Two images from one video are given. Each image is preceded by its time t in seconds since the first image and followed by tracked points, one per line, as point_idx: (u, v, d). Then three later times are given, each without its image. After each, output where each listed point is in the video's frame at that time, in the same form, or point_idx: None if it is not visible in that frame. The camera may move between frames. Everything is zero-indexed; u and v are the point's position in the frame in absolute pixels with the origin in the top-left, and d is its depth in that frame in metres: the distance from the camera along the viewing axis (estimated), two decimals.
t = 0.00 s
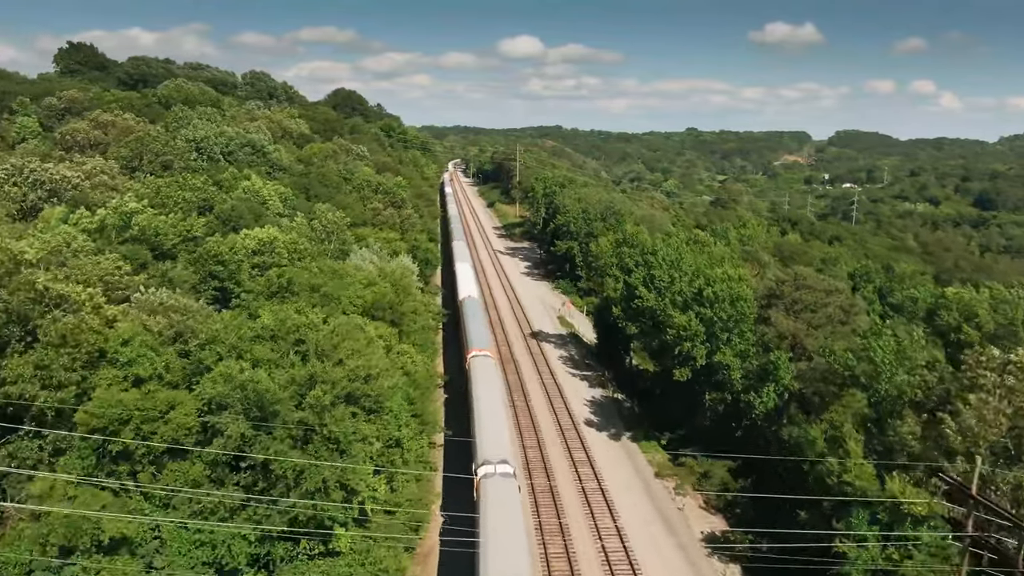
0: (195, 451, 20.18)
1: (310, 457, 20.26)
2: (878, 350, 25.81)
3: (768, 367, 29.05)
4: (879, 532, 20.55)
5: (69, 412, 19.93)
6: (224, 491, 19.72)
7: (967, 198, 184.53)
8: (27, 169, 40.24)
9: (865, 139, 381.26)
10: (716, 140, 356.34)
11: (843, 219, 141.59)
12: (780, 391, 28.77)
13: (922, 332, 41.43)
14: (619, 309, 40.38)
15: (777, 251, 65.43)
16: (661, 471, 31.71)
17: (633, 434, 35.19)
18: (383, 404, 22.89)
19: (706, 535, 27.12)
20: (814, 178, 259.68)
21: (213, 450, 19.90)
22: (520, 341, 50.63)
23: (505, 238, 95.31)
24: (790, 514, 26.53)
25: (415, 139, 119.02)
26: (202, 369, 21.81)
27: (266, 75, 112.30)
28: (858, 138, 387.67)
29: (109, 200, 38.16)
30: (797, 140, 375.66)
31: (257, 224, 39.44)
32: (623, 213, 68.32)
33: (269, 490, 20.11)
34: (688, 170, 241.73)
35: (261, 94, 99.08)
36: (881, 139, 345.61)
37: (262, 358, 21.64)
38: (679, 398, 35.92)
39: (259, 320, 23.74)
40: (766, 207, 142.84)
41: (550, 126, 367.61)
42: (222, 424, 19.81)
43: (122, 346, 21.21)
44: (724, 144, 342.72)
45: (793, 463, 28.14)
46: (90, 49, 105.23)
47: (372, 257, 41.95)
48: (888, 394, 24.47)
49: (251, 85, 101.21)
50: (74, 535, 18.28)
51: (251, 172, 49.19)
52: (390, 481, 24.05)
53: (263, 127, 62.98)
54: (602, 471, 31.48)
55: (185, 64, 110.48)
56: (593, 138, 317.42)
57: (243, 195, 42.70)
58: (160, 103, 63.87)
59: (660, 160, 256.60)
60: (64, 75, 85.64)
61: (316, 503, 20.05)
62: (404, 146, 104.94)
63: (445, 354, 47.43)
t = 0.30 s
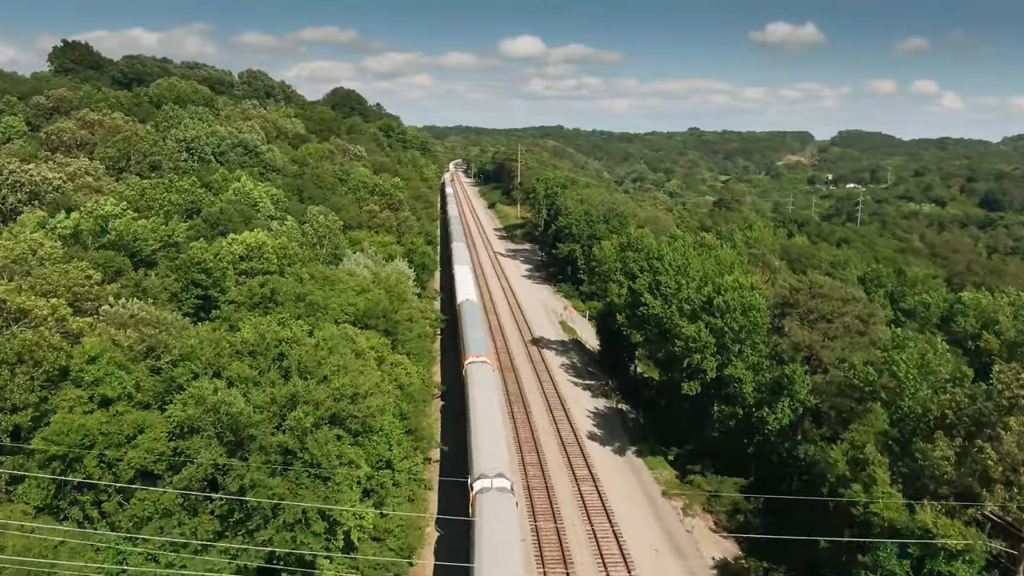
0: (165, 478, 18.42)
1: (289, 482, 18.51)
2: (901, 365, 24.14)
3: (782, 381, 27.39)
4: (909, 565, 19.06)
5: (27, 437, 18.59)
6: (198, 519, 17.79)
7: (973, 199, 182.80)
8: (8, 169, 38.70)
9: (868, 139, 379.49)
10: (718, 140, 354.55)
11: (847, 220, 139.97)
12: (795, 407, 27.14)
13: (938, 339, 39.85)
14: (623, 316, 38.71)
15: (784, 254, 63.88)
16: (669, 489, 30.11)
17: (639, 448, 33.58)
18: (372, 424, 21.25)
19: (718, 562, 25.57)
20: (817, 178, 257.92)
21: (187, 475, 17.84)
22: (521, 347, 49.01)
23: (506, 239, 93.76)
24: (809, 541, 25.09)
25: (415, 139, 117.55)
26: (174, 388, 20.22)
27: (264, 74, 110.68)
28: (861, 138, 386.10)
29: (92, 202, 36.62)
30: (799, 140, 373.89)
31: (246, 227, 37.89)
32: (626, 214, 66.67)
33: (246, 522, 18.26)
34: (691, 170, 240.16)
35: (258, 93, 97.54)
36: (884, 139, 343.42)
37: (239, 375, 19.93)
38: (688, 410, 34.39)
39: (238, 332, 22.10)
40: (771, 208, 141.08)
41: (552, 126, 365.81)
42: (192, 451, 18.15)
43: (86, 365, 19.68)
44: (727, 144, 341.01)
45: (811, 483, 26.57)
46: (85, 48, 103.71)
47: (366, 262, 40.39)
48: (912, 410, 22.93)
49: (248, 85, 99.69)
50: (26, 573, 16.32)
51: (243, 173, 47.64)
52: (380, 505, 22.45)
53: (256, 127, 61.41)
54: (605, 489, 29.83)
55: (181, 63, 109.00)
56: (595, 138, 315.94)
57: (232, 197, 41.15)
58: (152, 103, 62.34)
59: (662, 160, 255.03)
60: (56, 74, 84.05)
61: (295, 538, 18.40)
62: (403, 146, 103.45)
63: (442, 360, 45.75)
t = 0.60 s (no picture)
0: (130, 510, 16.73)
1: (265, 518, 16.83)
2: (927, 380, 22.58)
3: (798, 396, 25.79)
4: None
5: None
6: (165, 554, 15.93)
7: (979, 199, 181.05)
8: None
9: (871, 139, 377.38)
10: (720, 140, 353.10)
11: (852, 221, 138.36)
12: (812, 425, 25.53)
13: (957, 347, 38.22)
14: (628, 323, 37.04)
15: (792, 257, 62.29)
16: (678, 510, 28.50)
17: (644, 464, 31.95)
18: (359, 447, 19.64)
19: None
20: (821, 178, 256.16)
21: (152, 506, 16.09)
22: (521, 353, 47.35)
23: (507, 241, 92.12)
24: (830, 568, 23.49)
25: (414, 140, 115.90)
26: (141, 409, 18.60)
27: (262, 73, 109.00)
28: (864, 138, 383.92)
29: (71, 204, 34.98)
30: (802, 140, 372.45)
31: (234, 232, 36.26)
32: (630, 216, 65.01)
33: (216, 562, 16.44)
34: (693, 171, 238.48)
35: (254, 93, 95.93)
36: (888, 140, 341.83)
37: (212, 397, 18.28)
38: (695, 424, 32.71)
39: (213, 347, 20.44)
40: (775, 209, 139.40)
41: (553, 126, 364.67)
42: (157, 482, 16.46)
43: (45, 385, 17.94)
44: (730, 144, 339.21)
45: (830, 506, 24.95)
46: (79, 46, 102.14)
47: (360, 267, 38.78)
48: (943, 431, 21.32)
49: (245, 84, 98.11)
50: None
51: (234, 174, 46.02)
52: (369, 534, 20.85)
53: (250, 127, 59.80)
54: (609, 509, 28.19)
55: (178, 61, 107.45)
56: (597, 138, 314.27)
57: (221, 200, 39.55)
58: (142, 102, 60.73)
59: (665, 161, 253.30)
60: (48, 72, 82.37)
61: None
62: (402, 146, 101.90)
63: (440, 368, 44.10)
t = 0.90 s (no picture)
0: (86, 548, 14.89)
1: (236, 556, 15.10)
2: (958, 398, 20.98)
3: (817, 413, 24.11)
4: None
5: None
6: None
7: (986, 199, 179.12)
8: None
9: (875, 139, 375.45)
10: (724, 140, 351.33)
11: (859, 222, 136.61)
12: (831, 444, 23.90)
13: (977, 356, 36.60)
14: (633, 331, 35.41)
15: (800, 260, 60.67)
16: (688, 532, 26.86)
17: (650, 481, 30.30)
18: (343, 474, 18.03)
19: None
20: (825, 178, 254.30)
21: (108, 545, 14.23)
22: (522, 361, 45.74)
23: (508, 243, 90.54)
24: None
25: (415, 140, 114.38)
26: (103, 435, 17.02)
27: (260, 72, 107.39)
28: (868, 138, 381.88)
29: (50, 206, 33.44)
30: (806, 140, 370.74)
31: (222, 236, 34.69)
32: (634, 218, 63.32)
33: None
34: (697, 171, 236.77)
35: (252, 92, 94.39)
36: (892, 139, 339.88)
37: (180, 422, 16.68)
38: (705, 438, 31.06)
39: (185, 366, 18.83)
40: (780, 210, 137.75)
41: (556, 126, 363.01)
42: (113, 519, 14.76)
43: None
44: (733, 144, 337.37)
45: (852, 531, 23.31)
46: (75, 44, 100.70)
47: (354, 273, 37.21)
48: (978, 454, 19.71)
49: (243, 83, 96.60)
50: None
51: (225, 175, 44.44)
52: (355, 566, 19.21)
53: (244, 126, 58.26)
54: (614, 530, 26.52)
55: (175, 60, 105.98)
56: (600, 138, 312.65)
57: (209, 202, 38.00)
58: (134, 100, 59.23)
59: (668, 160, 251.58)
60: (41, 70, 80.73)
61: None
62: (402, 146, 100.42)
63: (436, 376, 42.49)
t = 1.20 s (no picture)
0: None
1: None
2: (998, 424, 19.10)
3: (839, 435, 22.28)
4: None
5: None
6: None
7: (995, 200, 176.84)
8: None
9: (882, 139, 372.23)
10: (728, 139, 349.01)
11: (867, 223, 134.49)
12: (856, 470, 22.03)
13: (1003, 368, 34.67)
14: (640, 342, 33.48)
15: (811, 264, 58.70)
16: (699, 561, 24.98)
17: (659, 504, 28.40)
18: (319, 513, 16.16)
19: None
20: (831, 178, 252.05)
21: None
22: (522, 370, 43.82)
23: (510, 245, 88.69)
24: None
25: (416, 140, 112.58)
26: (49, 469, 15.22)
27: (258, 71, 105.69)
28: (874, 138, 379.01)
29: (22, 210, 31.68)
30: (811, 140, 368.17)
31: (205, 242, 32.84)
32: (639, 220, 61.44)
33: None
34: (701, 171, 234.66)
35: (250, 91, 92.65)
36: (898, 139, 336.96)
37: (132, 456, 14.81)
38: (716, 457, 29.11)
39: (145, 391, 16.95)
40: (787, 211, 135.86)
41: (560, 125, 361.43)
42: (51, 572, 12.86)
43: None
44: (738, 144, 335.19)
45: (879, 565, 21.44)
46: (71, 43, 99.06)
47: (344, 280, 35.37)
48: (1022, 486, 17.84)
49: (241, 82, 94.88)
50: None
51: (213, 177, 42.64)
52: None
53: (236, 126, 56.49)
54: (619, 560, 24.61)
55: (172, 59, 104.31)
56: (604, 138, 310.69)
57: (193, 205, 36.19)
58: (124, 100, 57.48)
59: (672, 161, 249.55)
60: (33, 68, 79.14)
61: None
62: (403, 147, 98.62)
63: (433, 386, 40.58)
